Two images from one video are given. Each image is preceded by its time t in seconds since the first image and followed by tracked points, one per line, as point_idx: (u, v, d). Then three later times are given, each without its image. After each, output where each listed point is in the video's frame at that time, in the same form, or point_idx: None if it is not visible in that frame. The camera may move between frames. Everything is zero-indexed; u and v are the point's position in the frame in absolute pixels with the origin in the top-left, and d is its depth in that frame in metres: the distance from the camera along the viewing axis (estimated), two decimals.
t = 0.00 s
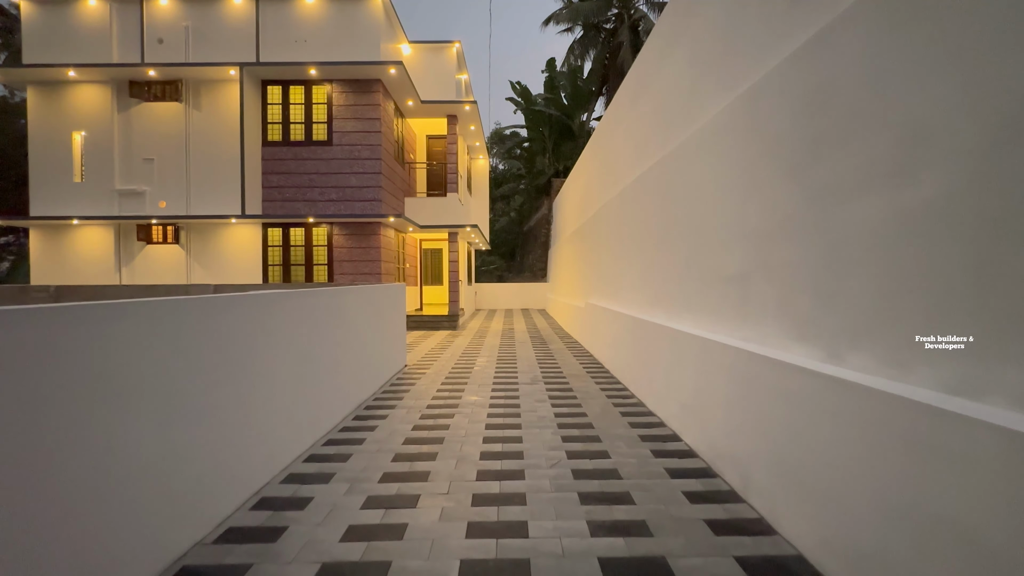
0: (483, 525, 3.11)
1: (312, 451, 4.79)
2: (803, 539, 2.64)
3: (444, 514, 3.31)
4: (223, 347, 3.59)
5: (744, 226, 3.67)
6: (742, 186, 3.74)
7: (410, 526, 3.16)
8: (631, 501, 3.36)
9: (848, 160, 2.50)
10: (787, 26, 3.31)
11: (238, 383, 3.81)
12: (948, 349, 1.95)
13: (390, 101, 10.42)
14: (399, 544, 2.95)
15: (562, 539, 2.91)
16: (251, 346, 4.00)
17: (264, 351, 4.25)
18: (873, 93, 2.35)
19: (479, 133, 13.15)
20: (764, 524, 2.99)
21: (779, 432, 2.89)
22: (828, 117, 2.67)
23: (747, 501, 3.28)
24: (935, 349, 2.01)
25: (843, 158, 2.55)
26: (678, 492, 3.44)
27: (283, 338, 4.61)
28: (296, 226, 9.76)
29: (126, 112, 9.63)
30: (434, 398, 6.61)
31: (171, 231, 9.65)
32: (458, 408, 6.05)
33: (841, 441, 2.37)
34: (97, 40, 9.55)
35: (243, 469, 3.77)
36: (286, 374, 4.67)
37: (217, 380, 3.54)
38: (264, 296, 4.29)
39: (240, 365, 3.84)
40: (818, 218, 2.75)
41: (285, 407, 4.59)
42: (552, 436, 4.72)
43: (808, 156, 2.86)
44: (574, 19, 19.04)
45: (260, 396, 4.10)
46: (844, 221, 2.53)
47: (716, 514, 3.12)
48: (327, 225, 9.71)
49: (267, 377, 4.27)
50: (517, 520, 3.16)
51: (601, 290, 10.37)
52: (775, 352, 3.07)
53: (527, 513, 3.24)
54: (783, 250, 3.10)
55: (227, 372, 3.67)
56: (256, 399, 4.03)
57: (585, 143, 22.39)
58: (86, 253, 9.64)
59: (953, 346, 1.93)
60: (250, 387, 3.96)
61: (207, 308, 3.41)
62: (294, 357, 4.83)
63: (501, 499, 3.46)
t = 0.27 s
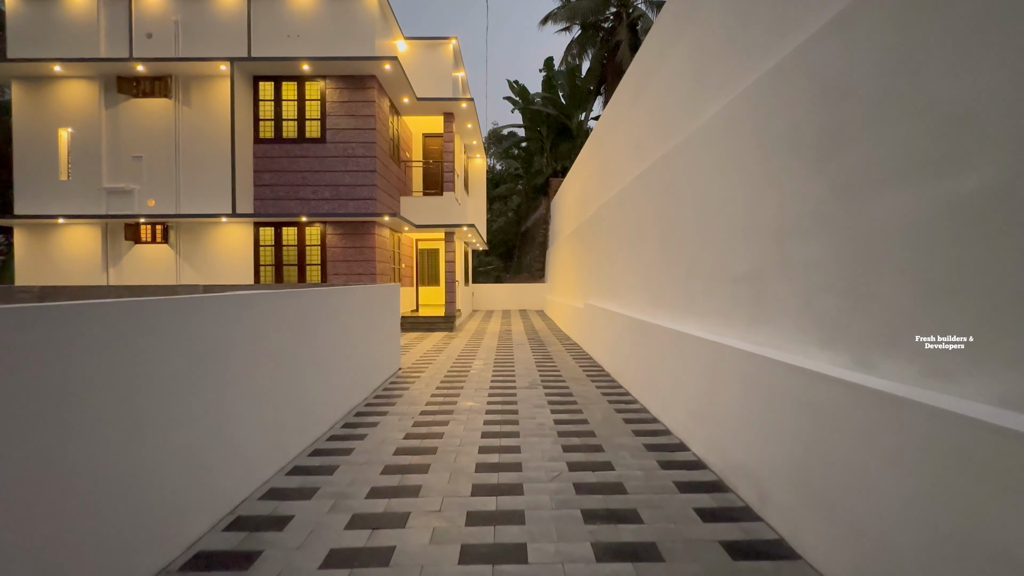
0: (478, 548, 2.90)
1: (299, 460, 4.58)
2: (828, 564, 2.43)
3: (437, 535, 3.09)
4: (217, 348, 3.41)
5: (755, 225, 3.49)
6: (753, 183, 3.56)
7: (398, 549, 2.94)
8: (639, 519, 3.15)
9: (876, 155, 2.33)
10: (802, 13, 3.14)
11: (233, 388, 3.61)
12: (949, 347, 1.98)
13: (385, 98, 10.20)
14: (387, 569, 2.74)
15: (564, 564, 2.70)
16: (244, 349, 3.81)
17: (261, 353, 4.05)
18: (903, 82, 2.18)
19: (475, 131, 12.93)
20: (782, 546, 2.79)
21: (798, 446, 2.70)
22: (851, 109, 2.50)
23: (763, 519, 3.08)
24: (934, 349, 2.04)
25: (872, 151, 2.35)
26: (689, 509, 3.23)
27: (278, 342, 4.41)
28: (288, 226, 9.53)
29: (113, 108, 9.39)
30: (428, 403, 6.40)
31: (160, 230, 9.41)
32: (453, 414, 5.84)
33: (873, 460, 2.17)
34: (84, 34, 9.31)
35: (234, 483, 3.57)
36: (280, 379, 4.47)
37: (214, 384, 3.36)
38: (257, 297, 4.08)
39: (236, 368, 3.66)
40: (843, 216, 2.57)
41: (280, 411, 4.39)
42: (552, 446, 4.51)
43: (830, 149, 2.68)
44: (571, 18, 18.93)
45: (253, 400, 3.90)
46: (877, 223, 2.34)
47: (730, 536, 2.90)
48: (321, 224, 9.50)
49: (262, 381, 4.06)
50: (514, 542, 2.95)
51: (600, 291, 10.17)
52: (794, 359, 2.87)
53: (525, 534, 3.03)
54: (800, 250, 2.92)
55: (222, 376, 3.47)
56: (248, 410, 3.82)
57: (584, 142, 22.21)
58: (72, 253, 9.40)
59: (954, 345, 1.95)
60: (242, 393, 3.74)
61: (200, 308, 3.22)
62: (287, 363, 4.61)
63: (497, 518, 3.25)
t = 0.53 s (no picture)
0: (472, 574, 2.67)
1: (285, 471, 4.33)
2: None
3: (432, 558, 2.85)
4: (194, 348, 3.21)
5: (771, 223, 3.28)
6: (768, 178, 3.35)
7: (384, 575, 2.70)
8: (649, 542, 2.90)
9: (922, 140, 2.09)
10: None
11: (212, 392, 3.39)
12: (948, 348, 1.98)
13: (379, 94, 9.97)
14: None
15: None
16: (224, 349, 3.59)
17: (242, 353, 3.83)
18: (944, 66, 1.99)
19: (473, 128, 12.71)
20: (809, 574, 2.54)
21: (824, 462, 2.49)
22: (881, 96, 2.30)
23: (785, 541, 2.84)
24: (935, 349, 2.04)
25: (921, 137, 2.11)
26: (703, 530, 2.99)
27: (264, 343, 4.19)
28: (280, 224, 9.28)
29: (100, 103, 9.14)
30: (422, 409, 6.16)
31: (148, 228, 9.15)
32: (449, 421, 5.60)
33: (915, 485, 1.95)
34: (70, 27, 9.06)
35: (210, 496, 3.33)
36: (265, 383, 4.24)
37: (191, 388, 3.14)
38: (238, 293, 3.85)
39: (217, 371, 3.46)
40: (875, 213, 2.36)
41: (264, 416, 4.16)
42: (551, 457, 4.28)
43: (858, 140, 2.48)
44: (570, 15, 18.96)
45: (235, 404, 3.69)
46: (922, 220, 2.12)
47: (751, 561, 2.67)
48: (313, 223, 9.25)
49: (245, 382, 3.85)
50: (511, 568, 2.71)
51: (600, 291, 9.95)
52: (821, 366, 2.63)
53: (523, 558, 2.80)
54: (824, 249, 2.71)
55: (201, 379, 3.26)
56: (228, 416, 3.60)
57: (582, 141, 22.03)
58: (57, 251, 9.12)
59: (952, 346, 1.96)
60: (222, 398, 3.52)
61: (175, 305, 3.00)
62: (271, 365, 4.38)
63: (494, 539, 3.02)
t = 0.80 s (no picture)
0: None
1: (265, 488, 4.14)
2: None
3: None
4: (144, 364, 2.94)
5: (789, 225, 3.10)
6: (784, 178, 3.18)
7: None
8: (660, 571, 2.71)
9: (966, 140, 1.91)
10: None
11: (168, 408, 3.14)
12: (949, 348, 2.03)
13: (375, 91, 9.75)
14: None
15: None
16: (184, 361, 3.33)
17: (204, 364, 3.58)
18: (993, 59, 1.82)
19: (470, 127, 12.51)
20: None
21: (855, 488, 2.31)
22: (920, 90, 2.12)
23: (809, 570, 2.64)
24: (934, 349, 2.09)
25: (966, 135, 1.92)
26: (718, 558, 2.80)
27: (228, 350, 3.92)
28: (273, 224, 9.07)
29: (88, 99, 8.90)
30: (417, 417, 5.93)
31: (136, 228, 8.93)
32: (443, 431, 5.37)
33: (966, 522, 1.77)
34: (56, 21, 8.82)
35: (170, 518, 3.09)
36: (233, 394, 3.98)
37: (139, 405, 2.88)
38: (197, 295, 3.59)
39: (170, 385, 3.19)
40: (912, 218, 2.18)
41: (232, 432, 3.91)
42: (551, 472, 4.09)
43: (888, 140, 2.31)
44: (569, 13, 18.81)
45: (197, 421, 3.44)
46: (965, 227, 1.93)
47: None
48: (307, 222, 9.04)
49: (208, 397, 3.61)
50: None
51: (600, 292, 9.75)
52: (856, 380, 2.44)
53: None
54: (854, 256, 2.52)
55: (153, 393, 3.01)
56: (192, 429, 3.36)
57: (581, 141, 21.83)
58: (43, 251, 8.89)
59: (953, 346, 2.00)
60: (185, 411, 3.30)
61: (113, 316, 2.74)
62: (241, 372, 4.11)
63: (490, 569, 2.81)
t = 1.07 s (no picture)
0: None
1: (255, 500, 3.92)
2: None
3: None
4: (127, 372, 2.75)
5: (818, 223, 2.90)
6: (813, 174, 2.97)
7: None
8: None
9: None
10: None
11: (154, 416, 2.94)
12: (951, 348, 2.05)
13: (371, 87, 9.53)
14: None
15: None
16: (172, 367, 3.13)
17: (194, 369, 3.37)
18: None
19: (469, 124, 12.28)
20: None
21: (894, 509, 2.13)
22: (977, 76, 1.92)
23: None
24: (935, 349, 2.11)
25: None
26: None
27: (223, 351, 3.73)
28: (266, 222, 8.85)
29: (75, 94, 8.65)
30: (411, 425, 5.70)
31: (126, 227, 8.69)
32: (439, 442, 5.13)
33: None
34: (42, 13, 8.56)
35: (149, 536, 2.87)
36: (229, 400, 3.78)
37: (122, 416, 2.69)
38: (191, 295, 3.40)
39: (158, 394, 2.99)
40: (967, 217, 1.98)
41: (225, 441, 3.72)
42: (552, 489, 3.92)
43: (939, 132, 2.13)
44: (569, 10, 18.55)
45: (186, 429, 3.23)
46: None
47: None
48: (301, 220, 8.83)
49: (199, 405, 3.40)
50: None
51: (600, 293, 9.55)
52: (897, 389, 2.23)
53: None
54: (893, 259, 2.32)
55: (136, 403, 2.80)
56: (174, 440, 3.13)
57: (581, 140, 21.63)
58: (29, 250, 8.63)
59: (956, 346, 2.02)
60: (168, 420, 3.09)
61: (87, 319, 2.50)
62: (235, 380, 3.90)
63: None
